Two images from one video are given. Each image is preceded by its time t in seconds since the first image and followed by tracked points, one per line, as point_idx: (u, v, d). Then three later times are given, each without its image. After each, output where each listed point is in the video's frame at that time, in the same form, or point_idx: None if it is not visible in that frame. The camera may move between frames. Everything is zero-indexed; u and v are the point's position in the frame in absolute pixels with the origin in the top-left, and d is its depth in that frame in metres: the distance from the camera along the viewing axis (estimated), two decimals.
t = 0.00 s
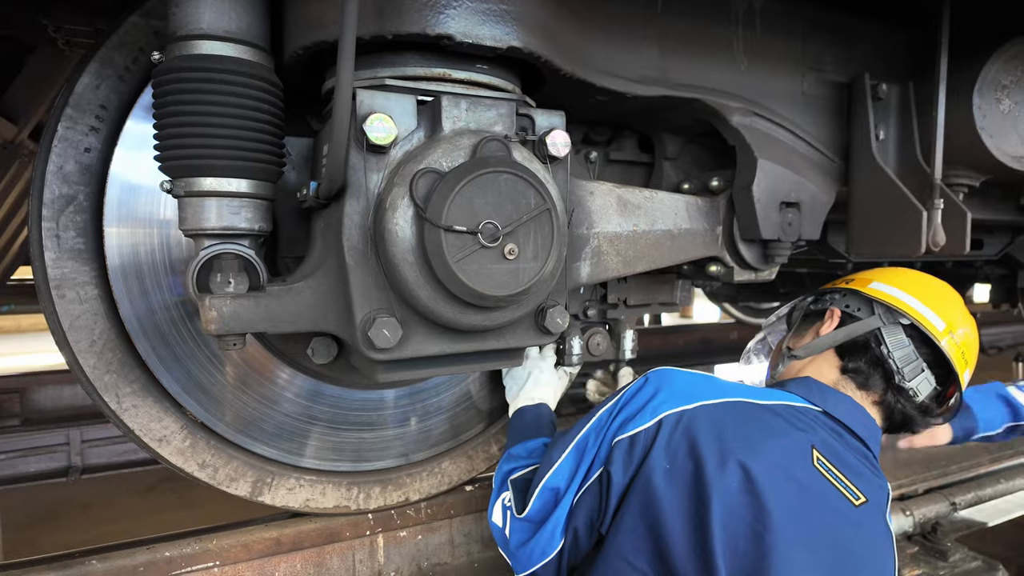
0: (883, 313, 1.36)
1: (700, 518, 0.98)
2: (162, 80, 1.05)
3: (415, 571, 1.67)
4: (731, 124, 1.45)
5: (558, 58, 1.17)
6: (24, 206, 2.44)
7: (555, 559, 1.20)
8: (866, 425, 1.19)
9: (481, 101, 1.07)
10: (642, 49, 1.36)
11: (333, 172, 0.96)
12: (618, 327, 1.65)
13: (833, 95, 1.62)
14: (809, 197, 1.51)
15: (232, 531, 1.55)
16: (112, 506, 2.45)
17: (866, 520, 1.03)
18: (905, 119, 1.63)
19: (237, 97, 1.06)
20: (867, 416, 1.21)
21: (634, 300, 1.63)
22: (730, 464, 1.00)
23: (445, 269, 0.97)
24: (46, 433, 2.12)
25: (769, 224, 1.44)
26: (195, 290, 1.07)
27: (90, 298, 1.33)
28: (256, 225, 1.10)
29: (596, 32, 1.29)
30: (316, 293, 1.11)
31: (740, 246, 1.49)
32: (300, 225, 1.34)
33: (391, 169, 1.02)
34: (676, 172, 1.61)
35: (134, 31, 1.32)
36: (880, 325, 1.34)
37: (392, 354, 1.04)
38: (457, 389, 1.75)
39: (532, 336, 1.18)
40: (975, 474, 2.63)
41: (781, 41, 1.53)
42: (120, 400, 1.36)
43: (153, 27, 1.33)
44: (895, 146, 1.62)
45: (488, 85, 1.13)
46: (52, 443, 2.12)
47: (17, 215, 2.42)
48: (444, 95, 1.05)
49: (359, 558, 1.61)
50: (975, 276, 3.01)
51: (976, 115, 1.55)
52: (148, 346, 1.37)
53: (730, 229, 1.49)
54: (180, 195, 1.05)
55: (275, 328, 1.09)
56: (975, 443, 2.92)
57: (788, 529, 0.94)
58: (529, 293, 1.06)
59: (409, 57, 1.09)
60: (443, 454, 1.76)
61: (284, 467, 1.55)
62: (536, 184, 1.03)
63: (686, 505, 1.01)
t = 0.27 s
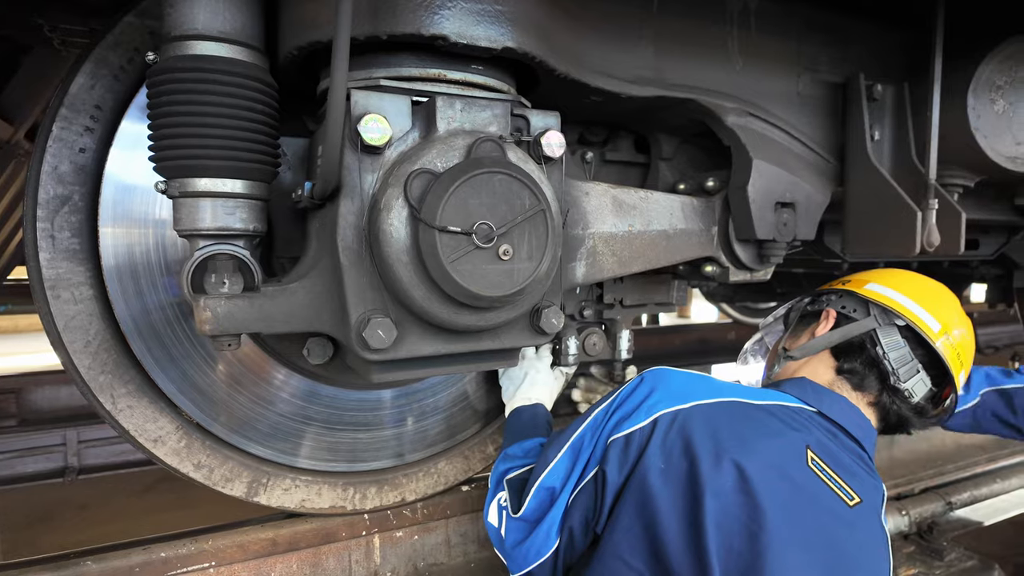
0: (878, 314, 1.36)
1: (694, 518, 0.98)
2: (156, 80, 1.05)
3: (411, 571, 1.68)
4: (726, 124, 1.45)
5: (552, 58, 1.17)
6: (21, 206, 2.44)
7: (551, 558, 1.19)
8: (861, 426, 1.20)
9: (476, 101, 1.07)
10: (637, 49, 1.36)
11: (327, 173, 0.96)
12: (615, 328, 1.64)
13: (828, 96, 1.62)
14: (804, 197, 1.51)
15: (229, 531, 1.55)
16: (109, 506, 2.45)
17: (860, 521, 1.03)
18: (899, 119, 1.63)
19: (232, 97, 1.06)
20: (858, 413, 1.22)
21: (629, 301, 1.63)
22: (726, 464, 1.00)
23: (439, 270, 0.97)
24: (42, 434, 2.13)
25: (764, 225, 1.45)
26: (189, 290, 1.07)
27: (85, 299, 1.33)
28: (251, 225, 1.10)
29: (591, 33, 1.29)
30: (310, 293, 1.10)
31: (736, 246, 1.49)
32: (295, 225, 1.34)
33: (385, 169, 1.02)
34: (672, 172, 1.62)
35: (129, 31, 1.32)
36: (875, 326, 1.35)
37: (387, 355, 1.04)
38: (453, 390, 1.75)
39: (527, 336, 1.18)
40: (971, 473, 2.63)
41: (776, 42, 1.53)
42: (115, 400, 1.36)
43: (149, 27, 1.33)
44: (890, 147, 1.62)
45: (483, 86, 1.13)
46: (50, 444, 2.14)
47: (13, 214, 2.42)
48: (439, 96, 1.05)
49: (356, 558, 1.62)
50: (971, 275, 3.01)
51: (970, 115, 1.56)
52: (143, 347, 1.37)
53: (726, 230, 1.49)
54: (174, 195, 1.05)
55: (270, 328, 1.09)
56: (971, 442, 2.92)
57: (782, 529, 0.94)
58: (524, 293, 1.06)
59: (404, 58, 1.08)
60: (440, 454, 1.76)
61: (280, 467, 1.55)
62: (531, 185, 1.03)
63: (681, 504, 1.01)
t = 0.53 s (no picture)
0: (875, 314, 1.36)
1: (684, 520, 0.98)
2: (141, 76, 1.04)
3: (402, 571, 1.69)
4: (718, 121, 1.44)
5: (543, 55, 1.16)
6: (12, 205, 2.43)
7: (540, 560, 1.19)
8: (856, 428, 1.19)
9: (465, 97, 1.07)
10: (629, 46, 1.35)
11: (313, 169, 0.95)
12: (607, 326, 1.63)
13: (821, 93, 1.61)
14: (797, 196, 1.50)
15: (218, 531, 1.54)
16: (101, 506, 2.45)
17: (854, 525, 1.02)
18: (893, 117, 1.63)
19: (219, 93, 1.05)
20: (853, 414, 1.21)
21: (622, 299, 1.62)
22: (716, 466, 0.99)
23: (426, 266, 0.96)
24: (35, 434, 2.20)
25: (757, 223, 1.44)
26: (174, 287, 1.06)
27: (71, 297, 1.32)
28: (237, 222, 1.09)
29: (582, 29, 1.28)
30: (297, 291, 1.09)
31: (728, 245, 1.48)
32: (285, 223, 1.33)
33: (372, 166, 1.01)
34: (665, 171, 1.61)
35: (116, 27, 1.30)
36: (872, 327, 1.34)
37: (375, 353, 1.02)
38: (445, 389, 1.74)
39: (518, 335, 1.17)
40: (965, 472, 2.63)
41: (769, 39, 1.52)
42: (102, 400, 1.34)
43: (137, 23, 1.31)
44: (883, 145, 1.62)
45: (473, 82, 1.12)
46: (42, 444, 2.21)
47: (2, 214, 2.40)
48: (427, 92, 1.04)
49: (346, 559, 1.62)
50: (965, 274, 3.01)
51: (964, 113, 1.55)
52: (131, 346, 1.36)
53: (718, 228, 1.48)
54: (159, 192, 1.04)
55: (257, 326, 1.07)
56: (966, 441, 2.92)
57: (773, 532, 0.93)
58: (513, 291, 1.05)
59: (393, 53, 1.07)
60: (432, 454, 1.74)
61: (269, 467, 1.54)
62: (520, 181, 1.02)
63: (670, 506, 1.01)
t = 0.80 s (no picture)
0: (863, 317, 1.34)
1: (652, 532, 0.97)
2: (125, 73, 1.03)
3: (393, 572, 1.69)
4: (709, 120, 1.43)
5: (531, 52, 1.15)
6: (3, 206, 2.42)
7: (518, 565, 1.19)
8: (840, 437, 1.17)
9: (452, 95, 1.06)
10: (620, 44, 1.34)
11: (297, 166, 0.95)
12: (600, 325, 1.62)
13: (813, 92, 1.61)
14: (788, 194, 1.50)
15: (208, 532, 1.54)
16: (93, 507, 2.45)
17: (834, 537, 1.01)
18: (884, 116, 1.62)
19: (204, 90, 1.04)
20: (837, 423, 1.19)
21: (614, 299, 1.62)
22: (686, 478, 0.98)
23: (413, 265, 0.95)
24: (25, 435, 2.23)
25: (748, 222, 1.43)
26: (159, 287, 1.06)
27: (57, 296, 1.30)
28: (223, 221, 1.08)
29: (572, 27, 1.28)
30: (283, 290, 1.08)
31: (720, 244, 1.47)
32: (273, 223, 1.32)
33: (359, 163, 1.00)
34: (657, 170, 1.61)
35: (103, 24, 1.28)
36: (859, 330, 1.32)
37: (362, 352, 1.02)
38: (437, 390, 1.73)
39: (507, 334, 1.16)
40: (957, 471, 2.63)
41: (761, 37, 1.52)
42: (89, 400, 1.33)
43: (122, 20, 1.29)
44: (875, 144, 1.61)
45: (461, 79, 1.11)
46: (32, 445, 2.25)
47: None
48: (413, 89, 1.03)
49: (337, 559, 1.61)
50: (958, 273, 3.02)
51: (955, 112, 1.55)
52: (119, 346, 1.36)
53: (710, 227, 1.48)
54: (144, 190, 1.03)
55: (242, 326, 1.06)
56: (959, 440, 2.92)
57: (744, 547, 0.93)
58: (500, 290, 1.04)
59: (379, 51, 1.06)
60: (424, 454, 1.73)
61: (259, 467, 1.52)
62: (508, 179, 1.01)
63: (640, 517, 1.00)
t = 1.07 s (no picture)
0: (796, 348, 1.10)
1: None
2: (107, 72, 1.02)
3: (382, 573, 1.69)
4: (697, 119, 1.43)
5: (517, 51, 1.15)
6: None
7: None
8: (772, 485, 1.04)
9: (436, 94, 1.06)
10: (607, 44, 1.34)
11: (279, 166, 0.94)
12: (590, 326, 1.62)
13: (803, 92, 1.61)
14: (777, 194, 1.50)
15: (195, 533, 1.55)
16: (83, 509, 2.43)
17: None
18: (874, 116, 1.62)
19: (187, 89, 1.03)
20: (763, 468, 1.05)
21: (604, 299, 1.61)
22: (582, 524, 0.96)
23: (395, 265, 0.95)
24: (17, 436, 2.18)
25: (737, 222, 1.43)
26: (141, 288, 1.05)
27: (42, 297, 1.29)
28: (206, 221, 1.07)
29: (559, 26, 1.27)
30: (266, 291, 1.07)
31: (709, 244, 1.46)
32: (259, 223, 1.31)
33: (342, 163, 0.99)
34: (647, 169, 1.60)
35: (87, 22, 1.27)
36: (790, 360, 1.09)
37: (345, 354, 1.01)
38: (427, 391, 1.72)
39: (492, 335, 1.16)
40: (949, 471, 2.62)
41: (749, 37, 1.51)
42: (73, 401, 1.31)
43: (107, 17, 1.28)
44: (864, 144, 1.61)
45: (446, 79, 1.10)
46: (25, 446, 2.20)
47: None
48: (397, 88, 1.03)
49: (326, 560, 1.59)
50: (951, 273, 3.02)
51: (944, 112, 1.55)
52: (105, 348, 1.34)
53: (698, 227, 1.47)
54: (126, 190, 1.02)
55: (225, 327, 1.06)
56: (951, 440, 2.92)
57: None
58: (485, 290, 1.04)
59: (363, 49, 1.05)
60: (414, 455, 1.72)
61: (246, 468, 1.51)
62: (492, 179, 1.01)
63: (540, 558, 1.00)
